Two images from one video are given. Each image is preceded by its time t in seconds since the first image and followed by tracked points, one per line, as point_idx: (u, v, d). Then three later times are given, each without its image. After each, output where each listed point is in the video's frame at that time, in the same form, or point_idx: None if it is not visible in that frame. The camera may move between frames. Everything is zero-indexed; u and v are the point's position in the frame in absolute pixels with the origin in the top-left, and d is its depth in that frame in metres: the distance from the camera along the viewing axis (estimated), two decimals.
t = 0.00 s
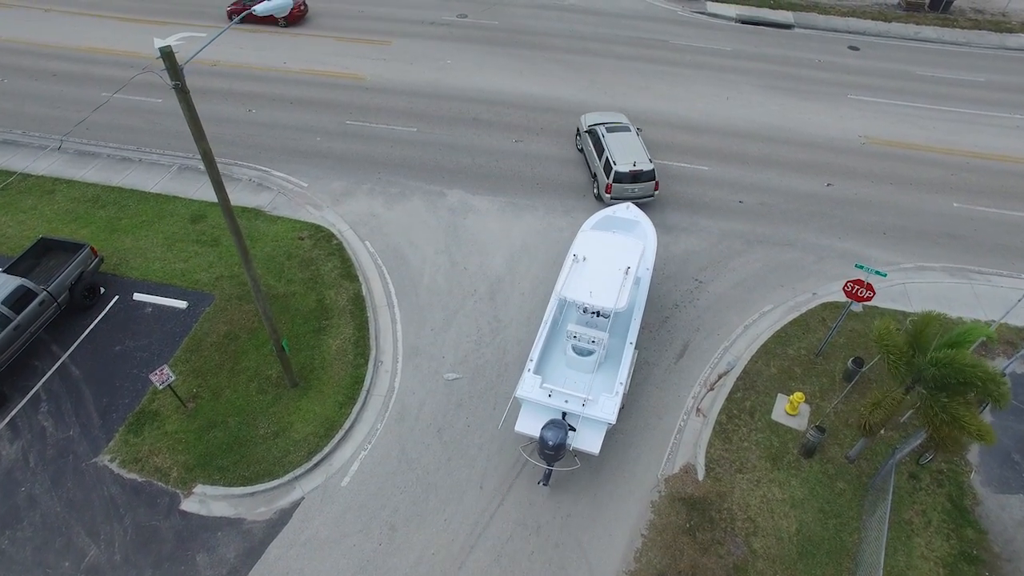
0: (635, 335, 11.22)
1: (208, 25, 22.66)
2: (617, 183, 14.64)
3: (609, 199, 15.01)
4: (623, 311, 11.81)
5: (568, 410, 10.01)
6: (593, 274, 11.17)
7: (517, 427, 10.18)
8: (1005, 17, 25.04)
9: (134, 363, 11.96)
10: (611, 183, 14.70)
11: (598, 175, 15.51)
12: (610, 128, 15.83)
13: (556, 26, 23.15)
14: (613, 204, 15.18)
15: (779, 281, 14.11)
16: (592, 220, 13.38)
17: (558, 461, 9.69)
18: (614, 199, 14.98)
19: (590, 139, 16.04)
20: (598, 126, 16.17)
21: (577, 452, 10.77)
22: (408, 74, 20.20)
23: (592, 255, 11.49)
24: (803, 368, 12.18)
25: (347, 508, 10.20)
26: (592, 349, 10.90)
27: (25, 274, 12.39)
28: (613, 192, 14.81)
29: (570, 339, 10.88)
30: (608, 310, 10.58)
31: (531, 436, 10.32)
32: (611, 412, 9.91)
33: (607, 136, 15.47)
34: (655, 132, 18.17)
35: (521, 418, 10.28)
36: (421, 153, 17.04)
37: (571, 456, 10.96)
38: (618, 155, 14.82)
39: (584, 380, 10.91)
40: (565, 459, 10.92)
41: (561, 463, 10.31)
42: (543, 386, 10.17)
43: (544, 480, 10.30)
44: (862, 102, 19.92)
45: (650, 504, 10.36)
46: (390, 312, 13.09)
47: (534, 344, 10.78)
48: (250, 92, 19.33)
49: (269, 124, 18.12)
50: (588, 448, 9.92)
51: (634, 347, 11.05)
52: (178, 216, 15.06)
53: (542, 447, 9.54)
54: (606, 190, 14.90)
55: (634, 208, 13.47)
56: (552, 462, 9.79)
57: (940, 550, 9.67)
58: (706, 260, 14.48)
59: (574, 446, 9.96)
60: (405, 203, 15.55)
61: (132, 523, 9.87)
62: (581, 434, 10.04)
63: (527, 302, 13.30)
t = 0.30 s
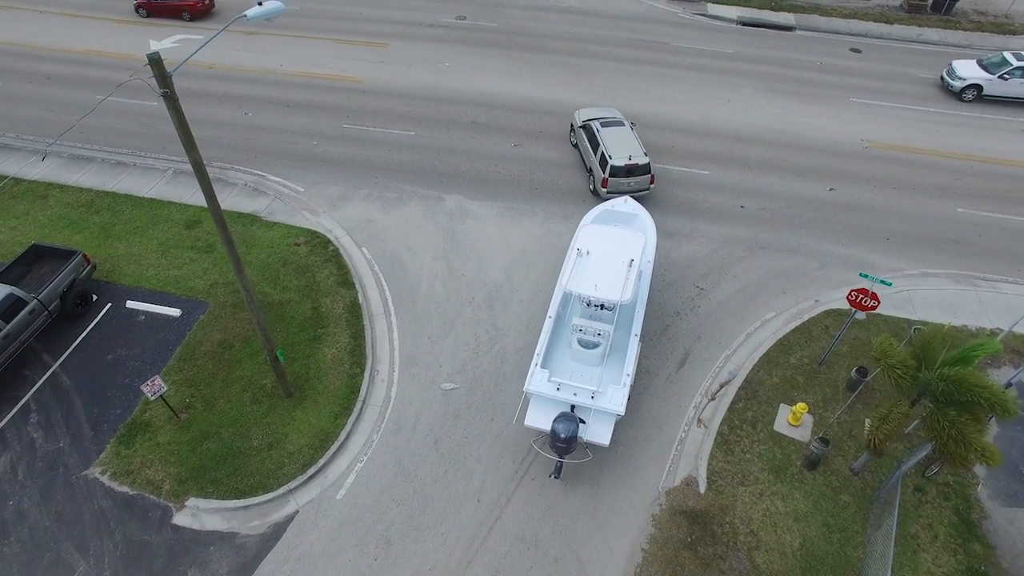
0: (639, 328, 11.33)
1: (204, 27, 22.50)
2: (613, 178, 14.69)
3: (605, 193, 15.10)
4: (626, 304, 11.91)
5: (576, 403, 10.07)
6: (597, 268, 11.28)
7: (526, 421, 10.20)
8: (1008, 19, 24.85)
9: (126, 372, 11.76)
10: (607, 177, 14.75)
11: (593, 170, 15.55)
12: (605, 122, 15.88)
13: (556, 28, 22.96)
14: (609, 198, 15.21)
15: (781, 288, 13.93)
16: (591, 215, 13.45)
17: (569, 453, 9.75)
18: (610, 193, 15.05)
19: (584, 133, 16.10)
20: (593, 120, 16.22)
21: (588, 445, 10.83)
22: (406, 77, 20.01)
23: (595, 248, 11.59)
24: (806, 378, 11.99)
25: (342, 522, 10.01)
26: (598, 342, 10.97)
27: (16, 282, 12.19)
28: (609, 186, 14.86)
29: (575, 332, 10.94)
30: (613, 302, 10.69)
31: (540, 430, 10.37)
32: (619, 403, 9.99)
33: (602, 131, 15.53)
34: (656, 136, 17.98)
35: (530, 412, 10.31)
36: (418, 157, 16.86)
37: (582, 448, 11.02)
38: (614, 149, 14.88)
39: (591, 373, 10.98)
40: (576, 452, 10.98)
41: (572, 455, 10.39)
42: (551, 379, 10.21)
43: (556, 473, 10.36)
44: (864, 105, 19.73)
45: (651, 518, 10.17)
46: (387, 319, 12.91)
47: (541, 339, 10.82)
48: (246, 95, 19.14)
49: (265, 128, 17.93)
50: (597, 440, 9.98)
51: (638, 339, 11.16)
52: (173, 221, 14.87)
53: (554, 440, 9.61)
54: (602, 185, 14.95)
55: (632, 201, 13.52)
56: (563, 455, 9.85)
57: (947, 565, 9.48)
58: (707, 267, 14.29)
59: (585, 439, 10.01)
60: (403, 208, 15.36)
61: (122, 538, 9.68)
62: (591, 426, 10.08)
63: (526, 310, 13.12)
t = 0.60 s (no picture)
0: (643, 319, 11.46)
1: (200, 30, 22.30)
2: (608, 172, 14.80)
3: (601, 188, 15.19)
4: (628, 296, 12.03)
5: (584, 395, 10.17)
6: (600, 261, 11.38)
7: (536, 414, 10.29)
8: (1011, 21, 24.64)
9: (117, 383, 11.54)
10: (602, 172, 14.86)
11: (588, 165, 15.64)
12: (599, 117, 16.03)
13: (555, 30, 22.75)
14: (605, 192, 15.30)
15: (784, 297, 13.74)
16: (590, 208, 13.50)
17: (579, 445, 9.86)
18: (606, 187, 15.15)
19: (578, 129, 16.24)
20: (586, 116, 16.37)
21: (599, 436, 10.87)
22: (404, 80, 19.81)
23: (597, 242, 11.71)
24: (808, 389, 11.78)
25: (336, 537, 9.81)
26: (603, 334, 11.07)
27: (6, 291, 11.99)
28: (605, 180, 14.96)
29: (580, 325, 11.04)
30: (618, 294, 10.83)
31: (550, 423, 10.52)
32: (627, 394, 10.11)
33: (596, 126, 15.67)
34: (656, 141, 17.78)
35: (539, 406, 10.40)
36: (416, 162, 16.65)
37: (592, 439, 11.07)
38: (609, 144, 14.99)
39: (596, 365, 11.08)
40: (587, 443, 11.03)
41: (582, 447, 10.49)
42: (559, 372, 10.29)
43: (566, 465, 10.45)
44: (867, 108, 19.51)
45: (652, 533, 9.97)
46: (383, 329, 12.70)
47: (546, 332, 10.89)
48: (242, 99, 18.95)
49: (261, 132, 17.72)
50: (607, 431, 10.09)
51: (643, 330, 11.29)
52: (167, 227, 14.66)
53: (565, 432, 9.78)
54: (598, 179, 15.05)
55: (630, 195, 13.58)
56: (574, 446, 9.96)
57: None
58: (708, 274, 14.09)
59: (595, 430, 10.12)
60: (400, 214, 15.16)
61: (111, 555, 9.48)
62: (600, 418, 10.21)
63: (524, 319, 12.91)
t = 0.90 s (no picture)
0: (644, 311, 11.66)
1: (197, 33, 22.12)
2: (603, 167, 14.94)
3: (595, 183, 15.30)
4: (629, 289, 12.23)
5: (592, 387, 10.30)
6: (603, 255, 11.53)
7: (544, 407, 10.40)
8: (1016, 25, 24.37)
9: (107, 397, 11.30)
10: (597, 167, 14.99)
11: (581, 160, 15.74)
12: (591, 113, 16.17)
13: (555, 34, 22.52)
14: (599, 187, 15.44)
15: (787, 307, 13.50)
16: (587, 203, 13.62)
17: (589, 437, 9.96)
18: (600, 182, 15.27)
19: (570, 125, 16.35)
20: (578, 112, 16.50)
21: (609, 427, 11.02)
22: (402, 85, 19.59)
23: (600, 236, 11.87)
24: (812, 404, 11.53)
25: (329, 558, 9.59)
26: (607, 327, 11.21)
27: None
28: (599, 175, 15.09)
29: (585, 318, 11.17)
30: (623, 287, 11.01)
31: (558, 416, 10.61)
32: (634, 385, 10.26)
33: (590, 122, 15.81)
34: (658, 147, 17.55)
35: (547, 398, 10.50)
36: (414, 168, 16.43)
37: (603, 430, 11.22)
38: (603, 140, 15.15)
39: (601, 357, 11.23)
40: (598, 434, 11.17)
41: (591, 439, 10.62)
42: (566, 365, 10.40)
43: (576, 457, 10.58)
44: (870, 114, 19.27)
45: (652, 554, 9.74)
46: (379, 341, 12.47)
47: (551, 326, 11.00)
48: (238, 104, 18.74)
49: (257, 138, 17.50)
50: (615, 422, 10.21)
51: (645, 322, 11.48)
52: (160, 236, 14.43)
53: (576, 425, 9.87)
54: (592, 174, 15.17)
55: (627, 189, 13.64)
56: (584, 438, 10.05)
57: None
58: (710, 284, 13.85)
59: (605, 422, 10.23)
60: (397, 222, 14.92)
61: None
62: (608, 409, 10.34)
63: (522, 330, 12.68)
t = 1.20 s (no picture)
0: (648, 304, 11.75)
1: (196, 37, 21.92)
2: (599, 163, 15.02)
3: (591, 179, 15.39)
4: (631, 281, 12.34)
5: (600, 381, 10.43)
6: (605, 249, 11.60)
7: (553, 403, 10.53)
8: None
9: (97, 413, 11.06)
10: (593, 163, 15.07)
11: (577, 156, 15.83)
12: (585, 109, 16.25)
13: (557, 38, 22.26)
14: (595, 183, 15.55)
15: (792, 322, 13.23)
16: (586, 196, 13.57)
17: (600, 431, 10.08)
18: (596, 178, 15.38)
19: (564, 121, 16.44)
20: (573, 108, 16.56)
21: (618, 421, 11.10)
22: (401, 90, 19.35)
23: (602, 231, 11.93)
24: (818, 424, 11.24)
25: None
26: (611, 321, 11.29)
27: None
28: (595, 171, 15.18)
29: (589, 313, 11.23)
30: (627, 282, 11.11)
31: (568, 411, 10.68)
32: (642, 378, 10.39)
33: (583, 118, 15.89)
34: (661, 155, 17.27)
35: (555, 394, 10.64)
36: (413, 176, 16.17)
37: (613, 424, 11.29)
38: (597, 135, 15.23)
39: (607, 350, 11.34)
40: (607, 428, 11.23)
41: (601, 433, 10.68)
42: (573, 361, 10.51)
43: (586, 452, 10.64)
44: (877, 121, 18.97)
45: None
46: (375, 355, 12.21)
47: (557, 323, 11.07)
48: (235, 110, 18.51)
49: (254, 144, 17.26)
50: (624, 415, 10.33)
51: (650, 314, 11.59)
52: (154, 245, 14.19)
53: (587, 418, 9.95)
54: (588, 170, 15.26)
55: (625, 183, 13.65)
56: (594, 432, 10.15)
57: None
58: (714, 298, 13.58)
59: (614, 416, 10.31)
60: (395, 232, 14.67)
61: None
62: (616, 403, 10.47)
63: (522, 345, 12.42)
